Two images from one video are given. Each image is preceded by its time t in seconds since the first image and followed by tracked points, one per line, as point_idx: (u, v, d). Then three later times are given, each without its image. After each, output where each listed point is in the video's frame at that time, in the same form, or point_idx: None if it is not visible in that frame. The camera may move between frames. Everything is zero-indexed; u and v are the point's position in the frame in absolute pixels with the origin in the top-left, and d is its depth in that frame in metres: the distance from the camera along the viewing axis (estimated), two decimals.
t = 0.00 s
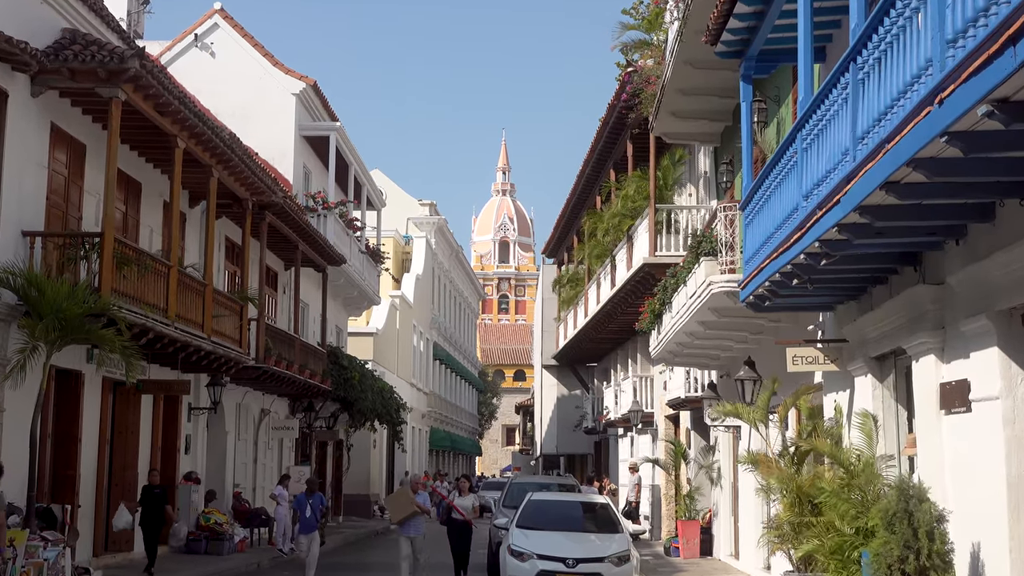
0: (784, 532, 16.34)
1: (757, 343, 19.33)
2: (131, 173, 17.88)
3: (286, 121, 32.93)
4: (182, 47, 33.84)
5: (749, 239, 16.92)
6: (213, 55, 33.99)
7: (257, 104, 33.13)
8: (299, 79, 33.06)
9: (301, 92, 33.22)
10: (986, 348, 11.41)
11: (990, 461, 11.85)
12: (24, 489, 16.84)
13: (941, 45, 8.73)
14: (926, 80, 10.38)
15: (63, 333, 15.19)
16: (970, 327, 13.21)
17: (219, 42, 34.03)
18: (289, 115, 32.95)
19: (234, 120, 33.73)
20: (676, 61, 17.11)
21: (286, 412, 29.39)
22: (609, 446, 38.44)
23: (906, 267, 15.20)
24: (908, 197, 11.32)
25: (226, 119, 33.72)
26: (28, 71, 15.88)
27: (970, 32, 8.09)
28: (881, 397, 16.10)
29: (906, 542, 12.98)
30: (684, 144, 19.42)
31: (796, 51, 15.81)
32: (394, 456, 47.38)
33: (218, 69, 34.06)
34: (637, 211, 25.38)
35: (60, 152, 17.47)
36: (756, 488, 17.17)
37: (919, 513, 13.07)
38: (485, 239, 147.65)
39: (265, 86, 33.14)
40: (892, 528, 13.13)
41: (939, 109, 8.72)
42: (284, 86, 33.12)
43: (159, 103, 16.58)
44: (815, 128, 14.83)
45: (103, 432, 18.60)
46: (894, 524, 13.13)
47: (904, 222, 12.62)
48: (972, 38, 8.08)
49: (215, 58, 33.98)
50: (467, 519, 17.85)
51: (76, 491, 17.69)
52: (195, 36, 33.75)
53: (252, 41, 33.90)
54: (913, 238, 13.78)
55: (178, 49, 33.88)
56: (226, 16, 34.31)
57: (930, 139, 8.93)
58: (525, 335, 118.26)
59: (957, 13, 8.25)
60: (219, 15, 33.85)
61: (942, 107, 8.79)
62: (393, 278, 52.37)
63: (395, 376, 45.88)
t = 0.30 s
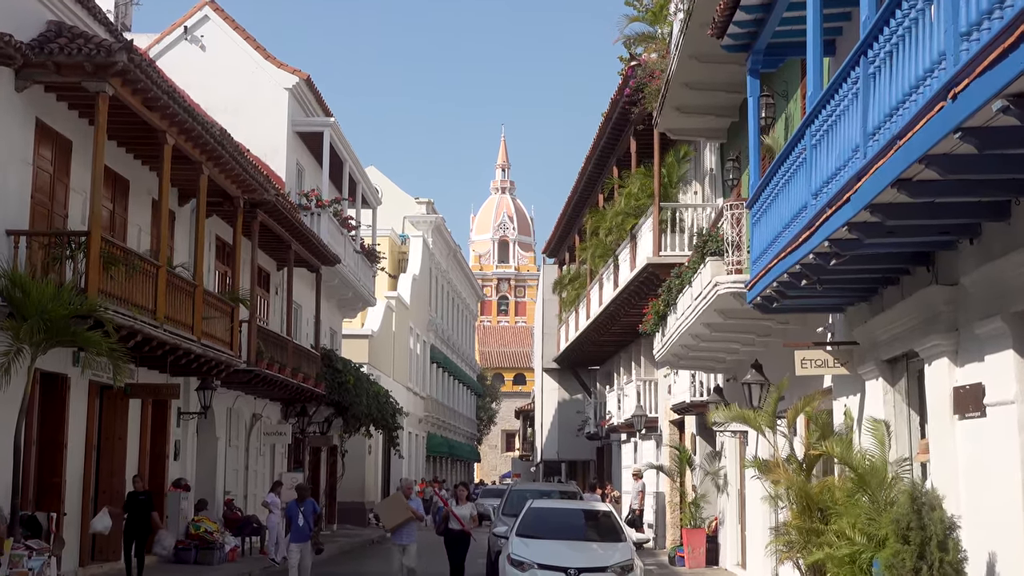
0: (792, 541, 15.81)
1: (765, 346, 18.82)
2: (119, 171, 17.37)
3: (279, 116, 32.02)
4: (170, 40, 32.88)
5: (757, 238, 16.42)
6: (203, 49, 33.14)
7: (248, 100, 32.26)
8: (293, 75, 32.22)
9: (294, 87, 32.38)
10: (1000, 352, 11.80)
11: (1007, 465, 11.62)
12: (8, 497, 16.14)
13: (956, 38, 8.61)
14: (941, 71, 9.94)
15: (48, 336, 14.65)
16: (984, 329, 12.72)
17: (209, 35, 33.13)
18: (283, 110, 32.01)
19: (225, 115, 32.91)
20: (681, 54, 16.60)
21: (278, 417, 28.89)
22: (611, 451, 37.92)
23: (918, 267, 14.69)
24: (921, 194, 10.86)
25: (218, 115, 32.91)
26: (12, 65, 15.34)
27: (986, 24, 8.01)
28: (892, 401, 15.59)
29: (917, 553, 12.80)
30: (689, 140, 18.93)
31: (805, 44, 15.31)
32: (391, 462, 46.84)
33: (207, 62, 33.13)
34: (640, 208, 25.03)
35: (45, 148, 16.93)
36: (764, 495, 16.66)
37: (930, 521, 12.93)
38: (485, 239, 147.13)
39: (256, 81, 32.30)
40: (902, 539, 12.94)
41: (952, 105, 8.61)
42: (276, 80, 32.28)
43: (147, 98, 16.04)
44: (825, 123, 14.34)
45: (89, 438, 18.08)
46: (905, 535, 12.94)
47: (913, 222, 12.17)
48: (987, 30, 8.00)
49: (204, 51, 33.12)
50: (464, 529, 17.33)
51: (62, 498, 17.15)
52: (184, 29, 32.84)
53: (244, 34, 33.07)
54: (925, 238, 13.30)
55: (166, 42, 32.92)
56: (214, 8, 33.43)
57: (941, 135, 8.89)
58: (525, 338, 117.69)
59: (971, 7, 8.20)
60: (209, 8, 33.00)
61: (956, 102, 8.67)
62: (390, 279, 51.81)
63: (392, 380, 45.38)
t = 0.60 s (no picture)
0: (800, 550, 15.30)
1: (772, 348, 18.33)
2: (106, 168, 16.88)
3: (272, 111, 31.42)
4: (160, 33, 32.29)
5: (764, 237, 15.94)
6: (193, 42, 32.52)
7: (239, 95, 31.74)
8: (285, 69, 31.70)
9: (287, 82, 31.84)
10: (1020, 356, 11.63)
11: None
12: None
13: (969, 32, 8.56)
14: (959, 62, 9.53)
15: (31, 339, 13.95)
16: (998, 332, 12.24)
17: (200, 29, 32.54)
18: (274, 106, 31.45)
19: (216, 111, 32.29)
20: (686, 49, 16.13)
21: (271, 422, 28.39)
22: (613, 456, 37.43)
23: (930, 268, 14.21)
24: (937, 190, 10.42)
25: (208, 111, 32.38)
26: None
27: (1000, 16, 8.00)
28: (903, 406, 15.09)
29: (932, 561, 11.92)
30: (694, 137, 18.50)
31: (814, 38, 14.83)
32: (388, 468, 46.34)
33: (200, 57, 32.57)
34: (644, 207, 24.64)
35: (30, 145, 16.42)
36: (772, 502, 16.16)
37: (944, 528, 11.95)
38: (484, 238, 146.67)
39: (247, 76, 31.80)
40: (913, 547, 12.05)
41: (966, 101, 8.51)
42: (269, 75, 31.75)
43: (135, 93, 15.52)
44: (835, 118, 13.88)
45: (75, 443, 17.60)
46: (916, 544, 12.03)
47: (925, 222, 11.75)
48: (1000, 24, 8.01)
49: (195, 45, 32.50)
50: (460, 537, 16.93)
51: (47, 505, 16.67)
52: (174, 22, 32.24)
53: (235, 27, 32.55)
54: (937, 237, 12.85)
55: (155, 35, 32.32)
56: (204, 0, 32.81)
57: (958, 130, 8.71)
58: (524, 340, 117.14)
59: None
60: None
61: (967, 99, 8.65)
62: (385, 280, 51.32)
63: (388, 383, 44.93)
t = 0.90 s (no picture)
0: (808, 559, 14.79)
1: (780, 351, 17.85)
2: (92, 165, 16.41)
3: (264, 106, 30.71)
4: (149, 26, 31.85)
5: (771, 237, 15.49)
6: (182, 35, 32.05)
7: (230, 90, 31.08)
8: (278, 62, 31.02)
9: (279, 76, 31.12)
10: None
11: None
12: None
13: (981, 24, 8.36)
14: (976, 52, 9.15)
15: (13, 342, 13.25)
16: (1013, 335, 11.79)
17: (189, 21, 32.04)
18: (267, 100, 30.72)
19: (206, 106, 31.74)
20: (691, 42, 15.69)
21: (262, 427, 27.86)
22: (616, 461, 36.94)
23: (943, 269, 13.75)
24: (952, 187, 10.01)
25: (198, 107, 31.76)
26: None
27: (1015, 10, 7.81)
28: (915, 410, 14.61)
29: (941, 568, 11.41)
30: (699, 133, 18.05)
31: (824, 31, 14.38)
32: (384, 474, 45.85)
33: (188, 52, 32.01)
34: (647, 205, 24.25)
35: (14, 141, 15.93)
36: (779, 511, 15.69)
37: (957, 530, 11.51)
38: (483, 238, 146.16)
39: (239, 69, 31.22)
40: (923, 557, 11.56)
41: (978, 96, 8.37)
42: (261, 69, 31.08)
43: (123, 88, 15.03)
44: (845, 114, 13.43)
45: (61, 448, 17.17)
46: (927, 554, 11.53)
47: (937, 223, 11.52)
48: (1016, 17, 7.79)
49: (185, 39, 32.02)
50: (454, 548, 16.50)
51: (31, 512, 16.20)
52: (163, 14, 31.76)
53: (227, 20, 32.02)
54: (949, 237, 12.43)
55: (145, 28, 31.90)
56: None
57: (970, 127, 8.54)
58: (523, 341, 116.62)
59: None
60: None
61: (980, 94, 8.48)
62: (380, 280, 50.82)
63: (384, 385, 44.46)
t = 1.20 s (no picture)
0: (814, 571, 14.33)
1: (787, 354, 17.41)
2: (79, 161, 15.97)
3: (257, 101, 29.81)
4: (137, 18, 30.56)
5: (778, 236, 15.05)
6: (172, 28, 30.94)
7: (220, 84, 30.11)
8: (271, 57, 30.11)
9: (271, 71, 30.21)
10: None
11: None
12: None
13: (995, 19, 8.37)
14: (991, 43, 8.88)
15: None
16: None
17: (179, 14, 30.95)
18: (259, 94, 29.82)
19: (195, 101, 30.66)
20: (697, 35, 15.34)
21: (254, 432, 27.43)
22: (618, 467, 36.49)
23: (955, 269, 13.29)
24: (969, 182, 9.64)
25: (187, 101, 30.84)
26: None
27: None
28: (926, 416, 14.14)
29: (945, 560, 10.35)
30: (704, 128, 17.70)
31: (832, 23, 13.93)
32: (380, 482, 45.28)
33: (178, 44, 30.92)
34: (652, 203, 23.96)
35: None
36: (786, 520, 15.23)
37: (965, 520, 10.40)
38: (479, 237, 145.72)
39: (231, 64, 30.19)
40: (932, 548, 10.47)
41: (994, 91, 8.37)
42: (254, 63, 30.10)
43: (111, 82, 14.56)
44: (855, 109, 13.00)
45: (46, 454, 16.73)
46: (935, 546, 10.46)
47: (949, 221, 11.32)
48: None
49: (174, 31, 30.95)
50: (451, 555, 15.99)
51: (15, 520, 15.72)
52: (152, 6, 30.56)
53: (217, 12, 30.93)
54: (963, 236, 12.01)
55: (132, 20, 30.61)
56: None
57: (983, 122, 8.66)
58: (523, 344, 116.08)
59: None
60: None
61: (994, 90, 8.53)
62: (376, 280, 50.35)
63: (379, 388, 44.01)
